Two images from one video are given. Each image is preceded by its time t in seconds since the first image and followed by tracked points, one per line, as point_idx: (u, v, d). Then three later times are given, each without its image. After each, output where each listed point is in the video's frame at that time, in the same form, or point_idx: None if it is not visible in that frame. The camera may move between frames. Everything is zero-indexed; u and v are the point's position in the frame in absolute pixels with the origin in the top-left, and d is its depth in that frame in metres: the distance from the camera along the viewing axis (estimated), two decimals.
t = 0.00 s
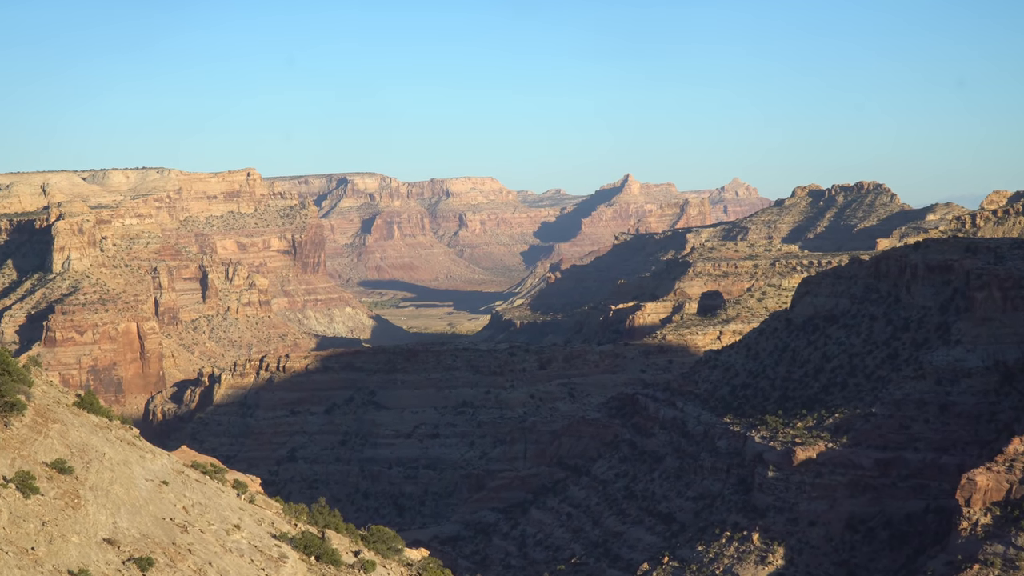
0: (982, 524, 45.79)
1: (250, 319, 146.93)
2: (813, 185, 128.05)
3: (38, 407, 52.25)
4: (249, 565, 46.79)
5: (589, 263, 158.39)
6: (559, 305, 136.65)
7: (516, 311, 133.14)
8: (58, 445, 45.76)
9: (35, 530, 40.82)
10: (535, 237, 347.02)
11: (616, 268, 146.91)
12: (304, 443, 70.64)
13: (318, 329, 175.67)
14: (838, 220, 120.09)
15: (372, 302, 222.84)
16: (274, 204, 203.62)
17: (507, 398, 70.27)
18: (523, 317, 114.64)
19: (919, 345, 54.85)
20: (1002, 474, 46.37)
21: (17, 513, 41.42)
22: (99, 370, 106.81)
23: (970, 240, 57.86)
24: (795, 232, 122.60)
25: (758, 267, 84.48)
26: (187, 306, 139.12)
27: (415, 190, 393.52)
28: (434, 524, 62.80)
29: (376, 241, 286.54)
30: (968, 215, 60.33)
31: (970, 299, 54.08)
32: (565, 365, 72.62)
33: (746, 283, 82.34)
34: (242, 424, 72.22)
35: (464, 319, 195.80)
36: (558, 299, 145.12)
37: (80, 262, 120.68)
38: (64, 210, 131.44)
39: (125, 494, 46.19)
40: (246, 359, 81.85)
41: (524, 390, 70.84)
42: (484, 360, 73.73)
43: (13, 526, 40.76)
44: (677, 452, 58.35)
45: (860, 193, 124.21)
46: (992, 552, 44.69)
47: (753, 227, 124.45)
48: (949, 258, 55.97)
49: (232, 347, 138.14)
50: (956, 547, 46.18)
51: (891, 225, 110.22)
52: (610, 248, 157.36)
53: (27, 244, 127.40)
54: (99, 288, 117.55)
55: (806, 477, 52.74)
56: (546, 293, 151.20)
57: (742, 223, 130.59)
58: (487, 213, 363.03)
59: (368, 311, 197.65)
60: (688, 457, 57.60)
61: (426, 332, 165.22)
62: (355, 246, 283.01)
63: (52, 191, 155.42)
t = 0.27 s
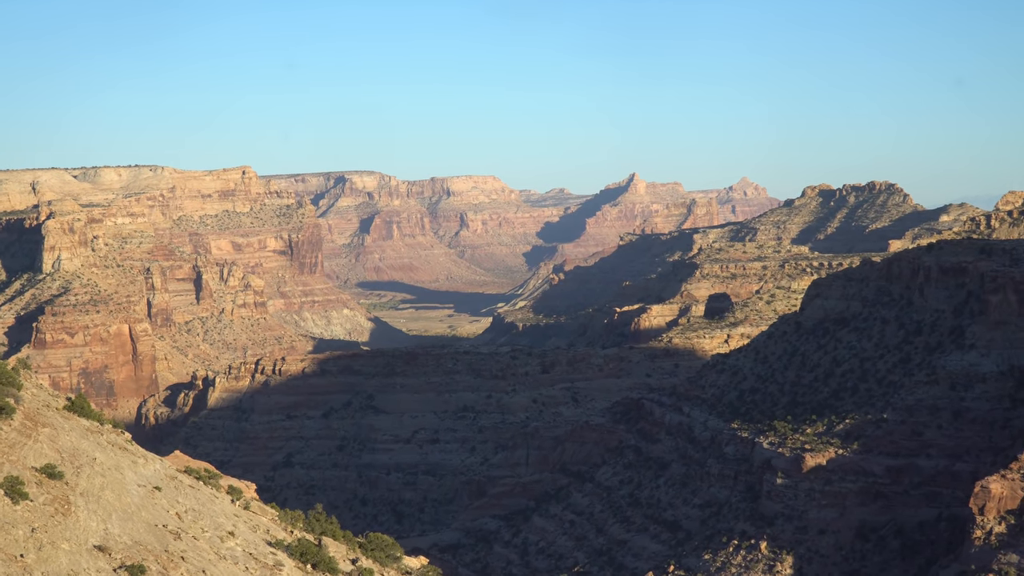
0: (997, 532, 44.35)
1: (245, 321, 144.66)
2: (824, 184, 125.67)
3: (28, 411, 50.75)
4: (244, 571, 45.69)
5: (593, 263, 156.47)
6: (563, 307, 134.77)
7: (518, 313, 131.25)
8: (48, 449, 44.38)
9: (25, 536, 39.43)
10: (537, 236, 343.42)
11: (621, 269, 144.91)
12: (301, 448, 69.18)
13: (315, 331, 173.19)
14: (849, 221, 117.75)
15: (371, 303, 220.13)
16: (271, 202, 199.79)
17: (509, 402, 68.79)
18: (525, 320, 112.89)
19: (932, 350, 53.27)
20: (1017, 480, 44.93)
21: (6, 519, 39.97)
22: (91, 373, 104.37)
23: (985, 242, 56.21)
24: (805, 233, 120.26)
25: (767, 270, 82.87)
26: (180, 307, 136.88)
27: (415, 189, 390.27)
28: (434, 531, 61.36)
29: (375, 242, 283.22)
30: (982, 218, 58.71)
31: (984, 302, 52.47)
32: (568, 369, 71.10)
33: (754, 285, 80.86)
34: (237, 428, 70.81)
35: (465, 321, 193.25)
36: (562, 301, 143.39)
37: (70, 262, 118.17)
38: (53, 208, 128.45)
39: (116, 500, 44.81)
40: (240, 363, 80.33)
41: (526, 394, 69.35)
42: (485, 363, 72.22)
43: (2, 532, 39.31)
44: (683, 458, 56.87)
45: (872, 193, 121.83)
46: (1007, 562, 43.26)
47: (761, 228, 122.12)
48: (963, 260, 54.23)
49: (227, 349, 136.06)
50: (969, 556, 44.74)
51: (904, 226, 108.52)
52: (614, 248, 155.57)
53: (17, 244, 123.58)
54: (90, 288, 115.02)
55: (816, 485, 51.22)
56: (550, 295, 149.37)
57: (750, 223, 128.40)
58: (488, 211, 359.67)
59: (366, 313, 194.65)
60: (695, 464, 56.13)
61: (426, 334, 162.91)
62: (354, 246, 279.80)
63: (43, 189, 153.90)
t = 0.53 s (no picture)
0: (1009, 539, 42.87)
1: (237, 321, 142.27)
2: (832, 181, 123.16)
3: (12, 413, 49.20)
4: None
5: (595, 263, 154.45)
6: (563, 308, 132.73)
7: (517, 313, 129.31)
8: (34, 453, 42.82)
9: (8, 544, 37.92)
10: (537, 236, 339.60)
11: (623, 269, 142.69)
12: (294, 452, 67.66)
13: (308, 332, 170.39)
14: (858, 218, 115.28)
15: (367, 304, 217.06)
16: (263, 199, 195.96)
17: (507, 405, 67.26)
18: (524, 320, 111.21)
19: (942, 351, 51.76)
20: None
21: None
22: (77, 374, 102.43)
23: (997, 239, 54.60)
24: (812, 230, 117.87)
25: (773, 268, 81.20)
26: (170, 307, 134.44)
27: (413, 187, 386.68)
28: (430, 538, 59.86)
29: (370, 240, 279.37)
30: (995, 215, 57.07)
31: (997, 302, 50.92)
32: (569, 371, 69.57)
33: (760, 285, 79.32)
34: (229, 432, 69.33)
35: (463, 322, 190.28)
36: (561, 302, 141.57)
37: (58, 260, 115.81)
38: (40, 204, 124.66)
39: (104, 505, 43.30)
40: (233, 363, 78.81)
41: (526, 397, 67.80)
42: (484, 366, 70.65)
43: None
44: (686, 462, 55.40)
45: (882, 189, 119.30)
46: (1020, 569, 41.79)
47: (768, 226, 119.76)
48: (975, 258, 52.60)
49: (219, 350, 133.70)
50: (981, 563, 43.26)
51: (913, 225, 106.75)
52: (616, 248, 153.61)
53: (3, 241, 121.64)
54: (78, 287, 112.86)
55: (823, 489, 49.72)
56: (550, 296, 147.50)
57: (756, 221, 126.23)
58: (486, 209, 356.12)
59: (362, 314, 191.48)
60: (699, 468, 54.64)
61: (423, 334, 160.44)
62: (349, 245, 276.51)
63: (31, 186, 150.67)
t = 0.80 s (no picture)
0: (1021, 547, 41.40)
1: (226, 324, 139.47)
2: (837, 179, 121.19)
3: None
4: None
5: (594, 263, 152.62)
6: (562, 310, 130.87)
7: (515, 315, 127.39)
8: (18, 458, 41.38)
9: None
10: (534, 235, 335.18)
11: (624, 270, 140.78)
12: (285, 458, 66.13)
13: (300, 335, 167.12)
14: (864, 217, 113.46)
15: (361, 307, 213.48)
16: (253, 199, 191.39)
17: (504, 410, 65.77)
18: (521, 322, 109.60)
19: (951, 354, 50.24)
20: None
21: None
22: (63, 378, 100.92)
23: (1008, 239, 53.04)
24: (817, 230, 115.93)
25: (777, 268, 79.69)
26: (157, 309, 131.72)
27: (409, 185, 383.39)
28: (425, 547, 58.38)
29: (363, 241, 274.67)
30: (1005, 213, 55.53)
31: (1007, 303, 49.38)
32: (568, 375, 68.06)
33: (763, 286, 77.88)
34: (218, 437, 67.83)
35: (459, 324, 186.89)
36: (560, 304, 139.90)
37: (42, 261, 114.33)
38: (24, 202, 120.83)
39: (90, 513, 41.90)
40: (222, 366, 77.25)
41: (523, 401, 66.29)
42: (480, 369, 69.13)
43: None
44: (688, 468, 53.91)
45: (888, 187, 117.35)
46: None
47: (772, 225, 117.81)
48: (985, 258, 50.96)
49: (207, 354, 130.99)
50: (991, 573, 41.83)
51: (922, 224, 105.27)
52: (616, 247, 151.91)
53: None
54: (63, 289, 111.47)
55: (828, 496, 48.22)
56: (549, 297, 145.77)
57: (759, 221, 124.49)
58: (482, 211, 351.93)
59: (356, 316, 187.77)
60: (701, 473, 53.13)
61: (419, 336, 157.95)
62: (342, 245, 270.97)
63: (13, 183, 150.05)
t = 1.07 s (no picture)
0: None
1: (208, 327, 135.10)
2: (836, 178, 119.29)
3: None
4: None
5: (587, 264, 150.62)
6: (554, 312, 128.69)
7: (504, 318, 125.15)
8: None
9: None
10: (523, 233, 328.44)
11: (618, 272, 138.76)
12: (267, 464, 64.52)
13: (283, 338, 161.62)
14: (863, 218, 111.79)
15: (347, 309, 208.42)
16: (237, 197, 184.44)
17: (493, 415, 64.35)
18: (511, 325, 107.84)
19: (952, 358, 48.85)
20: None
21: None
22: (38, 381, 99.41)
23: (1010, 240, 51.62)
24: (815, 232, 114.03)
25: (774, 270, 78.17)
26: (136, 311, 127.38)
27: (397, 183, 378.29)
28: (411, 555, 56.94)
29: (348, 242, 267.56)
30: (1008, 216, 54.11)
31: (1010, 307, 48.00)
32: (558, 379, 66.64)
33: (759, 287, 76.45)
34: (199, 443, 66.30)
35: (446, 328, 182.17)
36: (550, 307, 138.14)
37: (18, 262, 111.25)
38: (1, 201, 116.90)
39: (66, 520, 40.51)
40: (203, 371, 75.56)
41: (513, 406, 64.85)
42: (469, 373, 67.64)
43: None
44: (682, 475, 52.53)
45: (887, 188, 115.55)
46: None
47: (769, 226, 115.86)
48: (987, 261, 49.58)
49: (187, 357, 126.80)
50: None
51: (923, 225, 103.79)
52: (608, 249, 150.05)
53: None
54: (40, 291, 108.29)
55: (826, 504, 46.85)
56: (541, 300, 143.77)
57: (755, 222, 122.48)
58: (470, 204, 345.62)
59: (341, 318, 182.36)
60: (695, 481, 51.74)
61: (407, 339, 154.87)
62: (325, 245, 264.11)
63: None
